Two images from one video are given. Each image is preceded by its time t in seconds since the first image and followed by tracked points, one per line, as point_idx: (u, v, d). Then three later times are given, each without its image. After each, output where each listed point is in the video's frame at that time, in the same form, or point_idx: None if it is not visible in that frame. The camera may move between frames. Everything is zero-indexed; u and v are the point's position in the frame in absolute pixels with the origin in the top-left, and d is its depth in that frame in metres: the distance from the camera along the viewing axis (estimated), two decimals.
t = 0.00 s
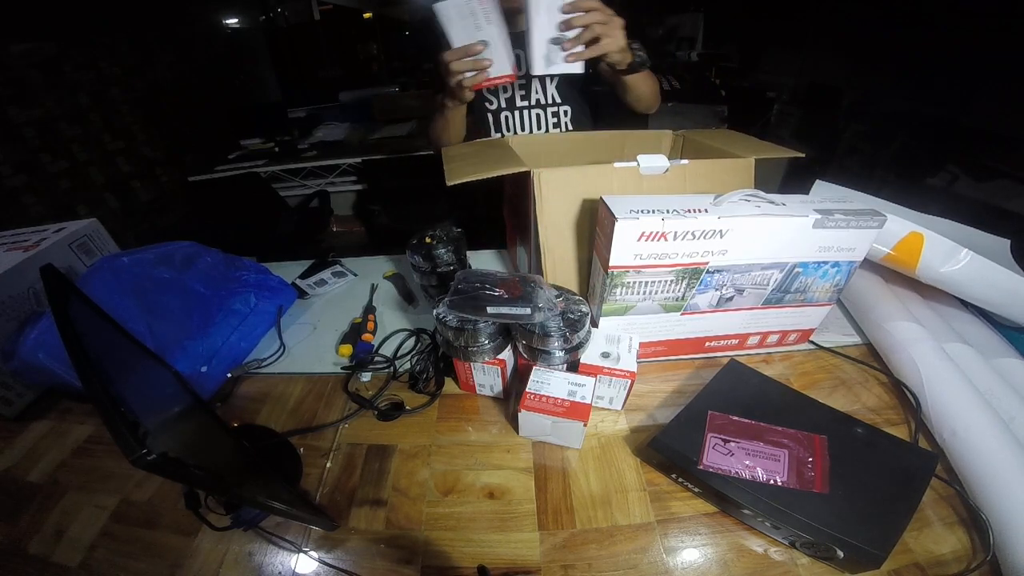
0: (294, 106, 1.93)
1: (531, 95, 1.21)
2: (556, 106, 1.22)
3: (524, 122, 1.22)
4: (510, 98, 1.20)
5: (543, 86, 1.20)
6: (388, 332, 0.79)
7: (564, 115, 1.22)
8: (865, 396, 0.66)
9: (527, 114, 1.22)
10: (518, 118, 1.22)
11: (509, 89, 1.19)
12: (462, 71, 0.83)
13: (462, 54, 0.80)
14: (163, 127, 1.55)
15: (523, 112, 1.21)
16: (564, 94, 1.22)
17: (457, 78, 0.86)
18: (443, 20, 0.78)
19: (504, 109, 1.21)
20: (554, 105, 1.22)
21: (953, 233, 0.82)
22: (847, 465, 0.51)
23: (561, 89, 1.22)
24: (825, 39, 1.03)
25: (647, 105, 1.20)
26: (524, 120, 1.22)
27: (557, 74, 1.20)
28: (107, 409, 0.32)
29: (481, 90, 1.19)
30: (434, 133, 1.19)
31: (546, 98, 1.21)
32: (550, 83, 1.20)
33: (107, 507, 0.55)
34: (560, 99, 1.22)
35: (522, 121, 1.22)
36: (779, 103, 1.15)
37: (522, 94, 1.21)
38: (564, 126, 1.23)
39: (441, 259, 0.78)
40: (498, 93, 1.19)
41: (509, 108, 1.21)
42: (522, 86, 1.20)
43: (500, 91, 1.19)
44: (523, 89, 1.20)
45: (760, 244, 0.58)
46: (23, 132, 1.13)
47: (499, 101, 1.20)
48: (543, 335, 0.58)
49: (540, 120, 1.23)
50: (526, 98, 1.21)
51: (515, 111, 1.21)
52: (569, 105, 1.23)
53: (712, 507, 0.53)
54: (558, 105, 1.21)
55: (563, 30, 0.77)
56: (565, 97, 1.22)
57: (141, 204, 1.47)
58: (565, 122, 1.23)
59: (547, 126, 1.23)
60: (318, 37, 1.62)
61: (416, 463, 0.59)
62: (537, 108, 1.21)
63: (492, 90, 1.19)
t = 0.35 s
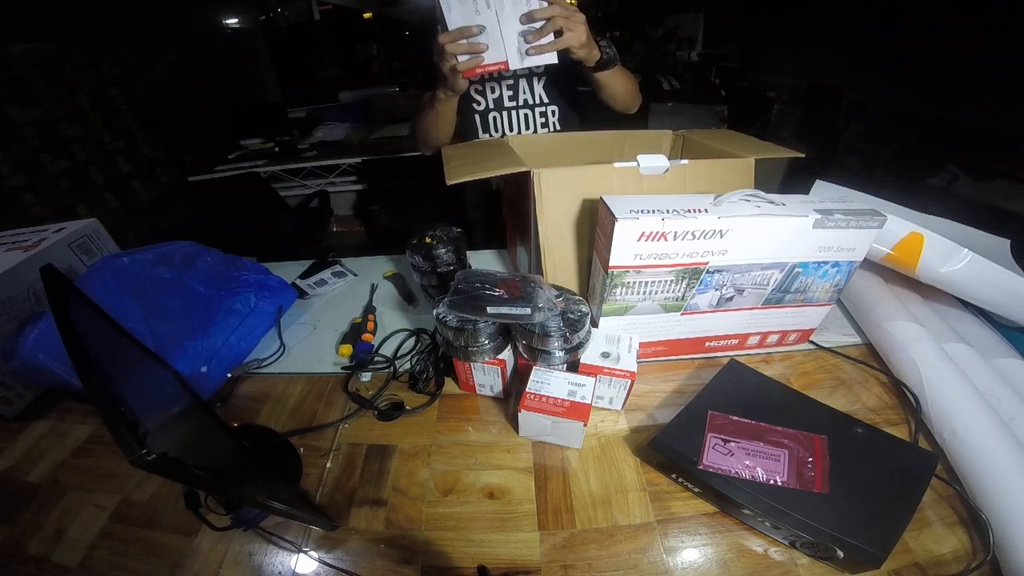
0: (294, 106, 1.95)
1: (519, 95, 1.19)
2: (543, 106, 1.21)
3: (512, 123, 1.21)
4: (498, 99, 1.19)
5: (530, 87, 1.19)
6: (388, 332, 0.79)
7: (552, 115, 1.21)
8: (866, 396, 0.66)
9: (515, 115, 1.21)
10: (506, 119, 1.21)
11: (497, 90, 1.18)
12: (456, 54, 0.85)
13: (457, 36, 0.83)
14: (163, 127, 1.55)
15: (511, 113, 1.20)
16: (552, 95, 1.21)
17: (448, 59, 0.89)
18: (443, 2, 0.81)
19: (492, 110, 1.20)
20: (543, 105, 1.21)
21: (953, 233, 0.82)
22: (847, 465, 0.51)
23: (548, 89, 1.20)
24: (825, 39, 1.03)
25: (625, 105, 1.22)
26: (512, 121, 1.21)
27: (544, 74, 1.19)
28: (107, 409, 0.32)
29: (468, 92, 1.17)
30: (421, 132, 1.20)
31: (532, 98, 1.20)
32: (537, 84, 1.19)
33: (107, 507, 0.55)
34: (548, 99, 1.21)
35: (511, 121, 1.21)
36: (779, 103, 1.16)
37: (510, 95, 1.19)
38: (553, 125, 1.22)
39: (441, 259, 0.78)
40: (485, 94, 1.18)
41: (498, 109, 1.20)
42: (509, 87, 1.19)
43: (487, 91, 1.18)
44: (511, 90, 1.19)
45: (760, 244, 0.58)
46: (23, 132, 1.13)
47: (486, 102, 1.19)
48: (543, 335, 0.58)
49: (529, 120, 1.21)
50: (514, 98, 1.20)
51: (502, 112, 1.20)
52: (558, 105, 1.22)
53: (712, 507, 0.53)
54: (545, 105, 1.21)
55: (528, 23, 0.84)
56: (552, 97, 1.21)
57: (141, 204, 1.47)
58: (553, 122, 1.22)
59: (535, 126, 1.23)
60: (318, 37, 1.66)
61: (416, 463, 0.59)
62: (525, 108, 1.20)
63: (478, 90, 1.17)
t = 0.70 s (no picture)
0: (294, 106, 1.93)
1: (510, 96, 1.21)
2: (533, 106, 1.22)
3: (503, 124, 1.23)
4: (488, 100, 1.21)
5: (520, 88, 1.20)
6: (388, 332, 0.79)
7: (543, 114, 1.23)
8: (866, 396, 0.66)
9: (506, 116, 1.22)
10: (497, 120, 1.22)
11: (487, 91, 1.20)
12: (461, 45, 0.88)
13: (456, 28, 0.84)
14: (163, 127, 1.55)
15: (501, 114, 1.22)
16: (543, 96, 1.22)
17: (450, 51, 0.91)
18: None
19: (483, 111, 1.21)
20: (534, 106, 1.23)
21: (953, 233, 0.82)
22: (847, 465, 0.51)
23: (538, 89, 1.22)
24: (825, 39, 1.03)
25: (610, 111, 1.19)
26: (503, 122, 1.22)
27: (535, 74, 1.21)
28: (107, 410, 0.32)
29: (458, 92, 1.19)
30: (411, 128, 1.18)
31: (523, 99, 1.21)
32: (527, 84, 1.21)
33: (107, 507, 0.55)
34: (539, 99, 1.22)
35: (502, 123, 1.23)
36: (779, 103, 1.16)
37: (500, 96, 1.21)
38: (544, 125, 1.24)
39: (441, 259, 0.78)
40: (476, 95, 1.20)
41: (488, 110, 1.22)
42: (500, 87, 1.21)
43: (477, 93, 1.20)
44: (501, 91, 1.20)
45: (760, 243, 0.58)
46: (24, 132, 1.13)
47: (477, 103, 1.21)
48: (543, 335, 0.58)
49: (520, 120, 1.22)
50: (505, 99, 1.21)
51: (492, 113, 1.21)
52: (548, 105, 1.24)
53: (712, 507, 0.53)
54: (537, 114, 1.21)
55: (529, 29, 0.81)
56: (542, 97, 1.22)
57: (141, 204, 1.47)
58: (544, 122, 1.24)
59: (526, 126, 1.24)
60: (318, 37, 1.62)
61: (416, 463, 0.59)
62: (515, 109, 1.21)
63: (468, 91, 1.19)
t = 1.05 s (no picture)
0: (294, 106, 1.85)
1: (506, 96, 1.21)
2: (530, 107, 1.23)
3: (501, 125, 1.23)
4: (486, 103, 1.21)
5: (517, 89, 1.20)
6: (388, 332, 0.79)
7: (541, 115, 1.24)
8: (865, 396, 0.66)
9: (503, 118, 1.23)
10: (495, 121, 1.23)
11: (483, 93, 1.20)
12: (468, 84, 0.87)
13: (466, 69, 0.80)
14: (163, 127, 1.55)
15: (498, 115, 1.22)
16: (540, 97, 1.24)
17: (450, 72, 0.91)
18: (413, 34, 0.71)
19: (479, 113, 1.23)
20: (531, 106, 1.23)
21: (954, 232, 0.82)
22: (847, 465, 0.51)
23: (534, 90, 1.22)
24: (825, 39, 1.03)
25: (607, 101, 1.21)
26: (500, 123, 1.23)
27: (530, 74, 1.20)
28: (107, 411, 0.32)
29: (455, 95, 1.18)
30: (411, 136, 1.16)
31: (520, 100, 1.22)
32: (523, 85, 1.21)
33: (107, 507, 0.55)
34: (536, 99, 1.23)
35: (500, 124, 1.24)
36: (779, 103, 1.17)
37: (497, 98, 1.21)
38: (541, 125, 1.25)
39: (441, 259, 0.78)
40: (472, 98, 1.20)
41: (486, 112, 1.22)
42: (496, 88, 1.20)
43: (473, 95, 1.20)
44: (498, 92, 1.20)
45: (760, 243, 0.58)
46: (23, 132, 1.13)
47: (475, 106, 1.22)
48: (543, 335, 0.58)
49: (517, 121, 1.23)
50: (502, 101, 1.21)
51: (489, 115, 1.22)
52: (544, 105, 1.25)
53: (712, 507, 0.53)
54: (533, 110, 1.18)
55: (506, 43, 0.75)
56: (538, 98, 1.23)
57: (141, 204, 1.47)
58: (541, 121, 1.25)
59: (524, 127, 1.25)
60: (318, 38, 1.53)
61: (416, 463, 0.59)
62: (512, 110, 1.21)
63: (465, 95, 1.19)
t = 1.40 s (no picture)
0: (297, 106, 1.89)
1: (508, 93, 1.14)
2: (533, 104, 1.15)
3: (502, 123, 1.16)
4: (484, 99, 1.14)
5: (518, 85, 1.14)
6: (388, 332, 0.79)
7: (542, 113, 1.18)
8: (866, 396, 0.66)
9: (504, 116, 1.16)
10: (495, 120, 1.15)
11: (483, 91, 1.12)
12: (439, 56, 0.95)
13: None
14: (163, 127, 1.54)
15: (499, 113, 1.15)
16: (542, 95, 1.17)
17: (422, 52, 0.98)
18: None
19: (478, 112, 1.14)
20: (532, 103, 1.16)
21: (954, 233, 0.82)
22: (847, 465, 0.51)
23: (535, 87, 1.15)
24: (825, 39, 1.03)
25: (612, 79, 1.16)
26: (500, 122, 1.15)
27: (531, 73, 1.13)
28: (107, 409, 0.32)
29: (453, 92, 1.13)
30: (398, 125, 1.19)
31: (521, 96, 1.15)
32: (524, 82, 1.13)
33: (107, 507, 0.55)
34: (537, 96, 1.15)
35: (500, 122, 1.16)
36: (779, 103, 1.18)
37: (497, 95, 1.14)
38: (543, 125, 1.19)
39: (441, 259, 0.78)
40: (472, 94, 1.13)
41: (485, 110, 1.15)
42: (496, 85, 1.13)
43: (474, 92, 1.13)
44: (499, 90, 1.13)
45: (761, 243, 0.58)
46: (24, 132, 1.13)
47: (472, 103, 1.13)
48: (543, 335, 0.58)
49: (518, 120, 1.16)
50: (502, 98, 1.14)
51: (489, 111, 1.14)
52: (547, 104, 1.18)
53: (712, 507, 0.53)
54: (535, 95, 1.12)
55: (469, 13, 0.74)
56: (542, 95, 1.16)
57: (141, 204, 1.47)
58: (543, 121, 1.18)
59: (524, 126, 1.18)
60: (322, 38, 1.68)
61: (417, 463, 0.59)
62: (513, 107, 1.15)
63: (464, 91, 1.12)
